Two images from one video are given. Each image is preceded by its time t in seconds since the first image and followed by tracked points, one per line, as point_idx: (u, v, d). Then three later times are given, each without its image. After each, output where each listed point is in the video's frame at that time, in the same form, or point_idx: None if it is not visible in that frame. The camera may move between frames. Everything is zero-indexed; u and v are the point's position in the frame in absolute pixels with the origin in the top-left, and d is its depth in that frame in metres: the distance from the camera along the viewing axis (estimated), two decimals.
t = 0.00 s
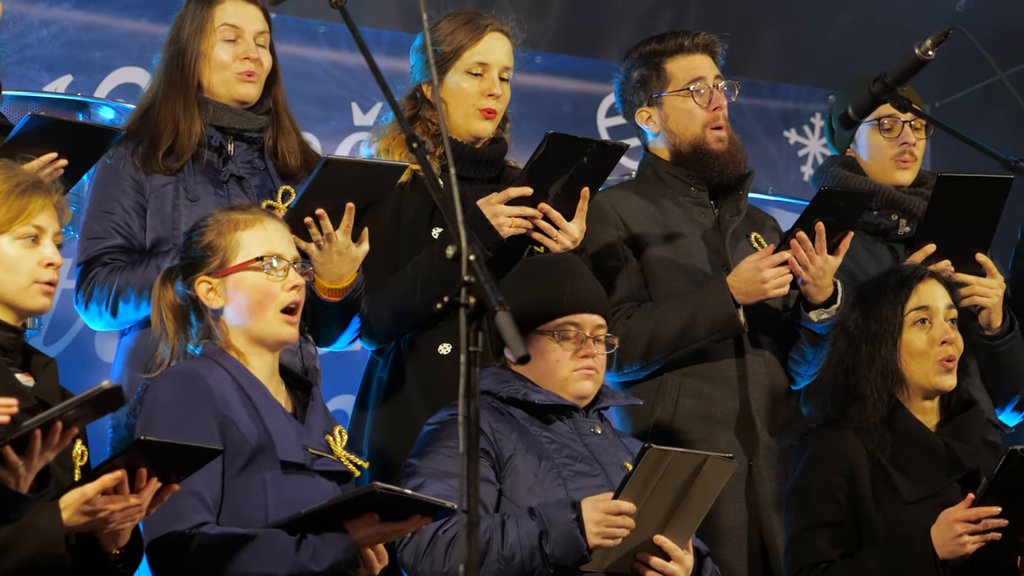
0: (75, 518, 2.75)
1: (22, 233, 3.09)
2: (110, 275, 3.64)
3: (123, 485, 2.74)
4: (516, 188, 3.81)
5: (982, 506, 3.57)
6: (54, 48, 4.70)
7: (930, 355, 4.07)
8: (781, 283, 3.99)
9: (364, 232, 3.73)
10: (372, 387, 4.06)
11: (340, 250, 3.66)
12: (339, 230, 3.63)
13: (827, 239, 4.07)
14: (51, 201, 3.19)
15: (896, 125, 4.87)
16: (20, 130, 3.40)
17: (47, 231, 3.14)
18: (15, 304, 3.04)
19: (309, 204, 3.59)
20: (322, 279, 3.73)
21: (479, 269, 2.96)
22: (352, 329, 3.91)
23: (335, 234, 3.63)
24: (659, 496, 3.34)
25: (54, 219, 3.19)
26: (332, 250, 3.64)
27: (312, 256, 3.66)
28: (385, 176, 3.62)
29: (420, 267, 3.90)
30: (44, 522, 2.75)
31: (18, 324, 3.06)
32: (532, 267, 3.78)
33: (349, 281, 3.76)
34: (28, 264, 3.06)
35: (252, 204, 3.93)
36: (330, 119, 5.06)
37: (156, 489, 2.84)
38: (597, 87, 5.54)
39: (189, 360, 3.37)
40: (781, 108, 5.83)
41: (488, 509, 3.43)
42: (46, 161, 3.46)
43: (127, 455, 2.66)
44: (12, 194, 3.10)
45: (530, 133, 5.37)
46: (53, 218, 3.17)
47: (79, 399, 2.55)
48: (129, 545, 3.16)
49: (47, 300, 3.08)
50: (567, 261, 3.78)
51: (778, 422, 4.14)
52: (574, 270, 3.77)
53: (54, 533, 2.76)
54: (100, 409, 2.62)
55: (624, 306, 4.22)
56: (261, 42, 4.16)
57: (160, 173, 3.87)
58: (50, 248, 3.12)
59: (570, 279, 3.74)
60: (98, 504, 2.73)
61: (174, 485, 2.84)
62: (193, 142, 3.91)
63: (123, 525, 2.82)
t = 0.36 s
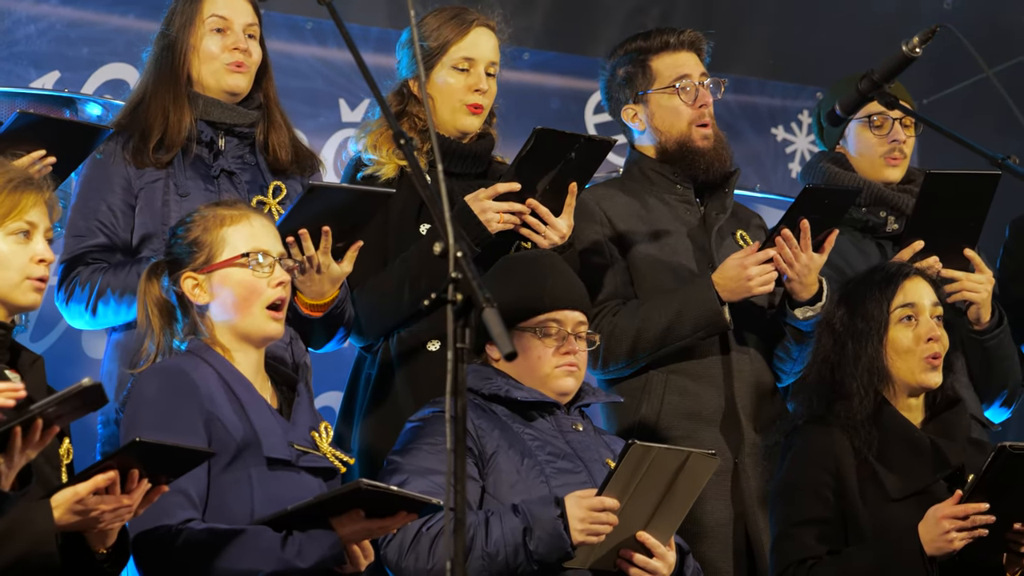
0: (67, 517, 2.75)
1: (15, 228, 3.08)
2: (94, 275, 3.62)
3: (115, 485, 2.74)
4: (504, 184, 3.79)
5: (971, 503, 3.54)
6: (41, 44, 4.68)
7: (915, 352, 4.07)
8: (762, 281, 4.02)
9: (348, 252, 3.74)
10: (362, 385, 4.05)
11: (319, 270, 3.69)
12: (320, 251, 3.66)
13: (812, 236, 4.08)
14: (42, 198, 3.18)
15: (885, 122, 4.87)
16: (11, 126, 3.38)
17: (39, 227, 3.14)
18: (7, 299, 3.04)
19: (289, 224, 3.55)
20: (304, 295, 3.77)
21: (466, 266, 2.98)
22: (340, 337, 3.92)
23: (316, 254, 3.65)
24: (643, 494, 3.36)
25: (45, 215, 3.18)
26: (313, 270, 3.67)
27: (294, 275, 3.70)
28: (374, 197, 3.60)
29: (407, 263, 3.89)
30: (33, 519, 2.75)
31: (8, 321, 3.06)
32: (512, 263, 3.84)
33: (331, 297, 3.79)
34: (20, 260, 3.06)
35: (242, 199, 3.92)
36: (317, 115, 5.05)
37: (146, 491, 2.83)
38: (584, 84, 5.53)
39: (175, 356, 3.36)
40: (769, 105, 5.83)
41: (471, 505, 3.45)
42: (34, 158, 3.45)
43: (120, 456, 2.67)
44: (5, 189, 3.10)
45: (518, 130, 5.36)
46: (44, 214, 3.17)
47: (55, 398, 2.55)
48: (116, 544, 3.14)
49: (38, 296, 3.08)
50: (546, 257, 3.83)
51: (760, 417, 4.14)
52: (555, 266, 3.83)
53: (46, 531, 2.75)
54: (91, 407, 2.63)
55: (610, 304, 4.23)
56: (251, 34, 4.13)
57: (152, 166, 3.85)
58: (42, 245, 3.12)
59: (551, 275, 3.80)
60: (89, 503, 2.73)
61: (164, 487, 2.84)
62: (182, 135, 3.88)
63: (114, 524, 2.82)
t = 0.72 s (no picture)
0: (61, 513, 2.75)
1: (4, 224, 3.07)
2: (81, 271, 3.61)
3: (109, 482, 2.74)
4: (493, 179, 3.78)
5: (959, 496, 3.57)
6: (30, 40, 4.67)
7: (904, 349, 4.07)
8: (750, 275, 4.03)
9: (335, 251, 3.72)
10: (351, 380, 4.05)
11: (306, 270, 3.67)
12: (307, 250, 3.64)
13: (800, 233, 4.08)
14: (32, 193, 3.17)
15: (877, 117, 4.87)
16: None
17: (29, 222, 3.12)
18: None
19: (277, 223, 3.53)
20: (293, 295, 3.75)
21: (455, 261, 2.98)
22: (327, 336, 3.90)
23: (304, 254, 3.64)
24: (632, 491, 3.36)
25: (35, 211, 3.17)
26: (301, 270, 3.66)
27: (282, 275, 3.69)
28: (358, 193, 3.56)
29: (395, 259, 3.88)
30: (30, 514, 2.76)
31: None
32: (497, 258, 3.84)
33: (319, 298, 3.77)
34: (10, 257, 3.05)
35: (231, 193, 3.90)
36: (306, 111, 5.04)
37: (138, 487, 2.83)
38: (574, 80, 5.53)
39: (160, 351, 3.35)
40: (758, 101, 5.83)
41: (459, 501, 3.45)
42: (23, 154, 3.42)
43: (114, 452, 2.66)
44: None
45: (507, 126, 5.36)
46: (34, 210, 3.16)
47: (41, 394, 2.54)
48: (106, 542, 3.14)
49: (29, 293, 3.07)
50: (532, 252, 3.84)
51: (747, 411, 4.13)
52: (542, 261, 3.83)
53: (40, 527, 2.75)
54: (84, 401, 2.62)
55: (599, 300, 4.23)
56: (242, 28, 4.11)
57: (141, 160, 3.84)
58: (32, 240, 3.11)
59: (538, 269, 3.81)
60: (84, 499, 2.73)
61: (156, 482, 2.84)
62: (170, 129, 3.87)
63: (107, 520, 2.81)
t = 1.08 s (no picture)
0: (49, 508, 2.75)
1: None
2: (67, 266, 3.60)
3: (97, 477, 2.73)
4: (479, 176, 3.78)
5: (943, 489, 3.56)
6: (16, 35, 4.65)
7: (888, 344, 4.09)
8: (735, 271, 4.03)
9: (323, 245, 3.69)
10: (337, 376, 4.03)
11: (294, 265, 3.65)
12: (295, 245, 3.61)
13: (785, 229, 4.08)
14: (15, 189, 3.17)
15: (862, 115, 4.84)
16: None
17: (12, 218, 3.12)
18: None
19: (264, 218, 3.50)
20: (280, 290, 3.74)
21: (441, 257, 2.98)
22: (304, 334, 3.86)
23: (292, 248, 3.60)
24: (617, 485, 3.36)
25: (19, 206, 3.17)
26: (289, 263, 3.62)
27: (269, 268, 3.65)
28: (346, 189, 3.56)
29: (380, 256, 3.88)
30: (16, 509, 2.75)
31: None
32: (481, 253, 3.82)
33: (306, 293, 3.76)
34: None
35: (218, 188, 3.89)
36: (292, 106, 5.03)
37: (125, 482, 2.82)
38: (561, 75, 5.52)
39: (144, 346, 3.35)
40: (744, 98, 5.83)
41: (445, 497, 3.45)
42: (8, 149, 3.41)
43: (102, 447, 2.66)
44: None
45: (494, 122, 5.36)
46: (17, 206, 3.15)
47: (30, 387, 2.54)
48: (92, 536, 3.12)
49: (13, 289, 3.05)
50: (518, 246, 3.83)
51: (732, 407, 4.12)
52: (528, 256, 3.82)
53: (29, 522, 2.75)
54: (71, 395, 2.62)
55: (584, 296, 4.23)
56: (230, 22, 4.09)
57: (127, 154, 3.82)
58: (17, 236, 3.09)
59: (524, 263, 3.80)
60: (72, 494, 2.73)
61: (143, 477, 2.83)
62: (158, 123, 3.84)
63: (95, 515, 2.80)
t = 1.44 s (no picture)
0: (19, 503, 2.74)
1: None
2: (48, 261, 3.58)
3: (67, 471, 2.73)
4: (460, 174, 3.78)
5: (917, 490, 3.59)
6: None
7: (869, 341, 4.10)
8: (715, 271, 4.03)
9: (304, 241, 3.68)
10: (317, 372, 4.03)
11: (277, 260, 3.62)
12: (277, 240, 3.60)
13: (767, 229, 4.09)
14: None
15: (836, 113, 4.78)
16: None
17: None
18: None
19: (246, 211, 3.52)
20: (262, 286, 3.70)
21: (423, 254, 2.99)
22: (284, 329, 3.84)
23: (273, 244, 3.60)
24: (598, 481, 3.36)
25: None
26: (270, 259, 3.61)
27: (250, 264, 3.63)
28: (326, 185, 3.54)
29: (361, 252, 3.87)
30: None
31: None
32: (464, 250, 3.82)
33: (287, 290, 3.72)
34: None
35: (199, 183, 3.87)
36: (274, 102, 5.02)
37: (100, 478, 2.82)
38: (544, 72, 5.52)
39: (124, 342, 3.33)
40: (726, 95, 5.82)
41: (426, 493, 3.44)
42: None
43: (76, 441, 2.66)
44: None
45: (475, 119, 5.36)
46: None
47: (20, 380, 2.54)
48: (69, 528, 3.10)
49: None
50: (501, 243, 3.81)
51: (712, 406, 4.12)
52: (509, 251, 3.80)
53: None
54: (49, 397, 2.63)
55: (566, 292, 4.23)
56: (210, 16, 4.05)
57: (107, 148, 3.80)
58: None
59: (506, 260, 3.78)
60: (42, 488, 2.72)
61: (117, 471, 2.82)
62: (138, 117, 3.82)
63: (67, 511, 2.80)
